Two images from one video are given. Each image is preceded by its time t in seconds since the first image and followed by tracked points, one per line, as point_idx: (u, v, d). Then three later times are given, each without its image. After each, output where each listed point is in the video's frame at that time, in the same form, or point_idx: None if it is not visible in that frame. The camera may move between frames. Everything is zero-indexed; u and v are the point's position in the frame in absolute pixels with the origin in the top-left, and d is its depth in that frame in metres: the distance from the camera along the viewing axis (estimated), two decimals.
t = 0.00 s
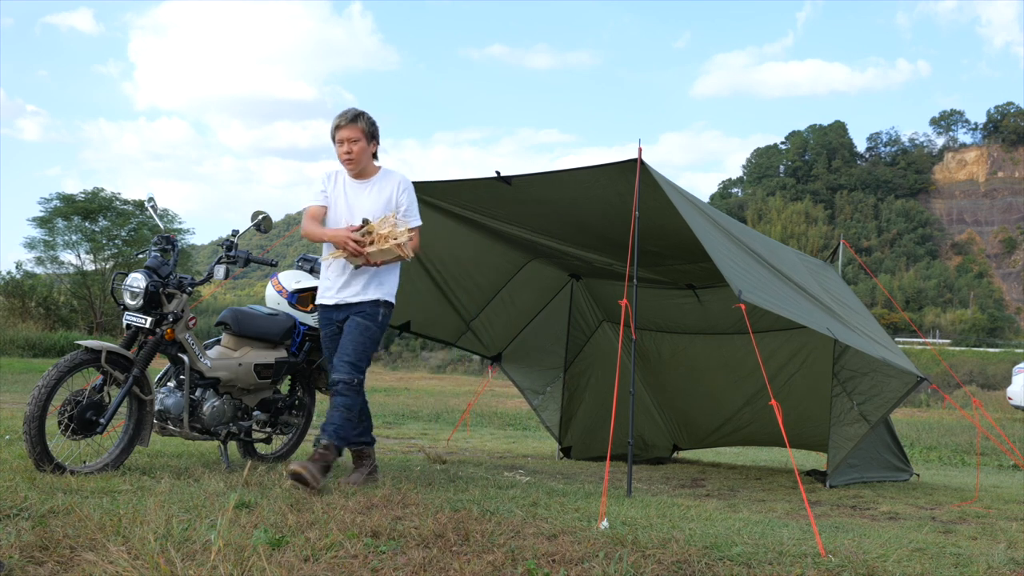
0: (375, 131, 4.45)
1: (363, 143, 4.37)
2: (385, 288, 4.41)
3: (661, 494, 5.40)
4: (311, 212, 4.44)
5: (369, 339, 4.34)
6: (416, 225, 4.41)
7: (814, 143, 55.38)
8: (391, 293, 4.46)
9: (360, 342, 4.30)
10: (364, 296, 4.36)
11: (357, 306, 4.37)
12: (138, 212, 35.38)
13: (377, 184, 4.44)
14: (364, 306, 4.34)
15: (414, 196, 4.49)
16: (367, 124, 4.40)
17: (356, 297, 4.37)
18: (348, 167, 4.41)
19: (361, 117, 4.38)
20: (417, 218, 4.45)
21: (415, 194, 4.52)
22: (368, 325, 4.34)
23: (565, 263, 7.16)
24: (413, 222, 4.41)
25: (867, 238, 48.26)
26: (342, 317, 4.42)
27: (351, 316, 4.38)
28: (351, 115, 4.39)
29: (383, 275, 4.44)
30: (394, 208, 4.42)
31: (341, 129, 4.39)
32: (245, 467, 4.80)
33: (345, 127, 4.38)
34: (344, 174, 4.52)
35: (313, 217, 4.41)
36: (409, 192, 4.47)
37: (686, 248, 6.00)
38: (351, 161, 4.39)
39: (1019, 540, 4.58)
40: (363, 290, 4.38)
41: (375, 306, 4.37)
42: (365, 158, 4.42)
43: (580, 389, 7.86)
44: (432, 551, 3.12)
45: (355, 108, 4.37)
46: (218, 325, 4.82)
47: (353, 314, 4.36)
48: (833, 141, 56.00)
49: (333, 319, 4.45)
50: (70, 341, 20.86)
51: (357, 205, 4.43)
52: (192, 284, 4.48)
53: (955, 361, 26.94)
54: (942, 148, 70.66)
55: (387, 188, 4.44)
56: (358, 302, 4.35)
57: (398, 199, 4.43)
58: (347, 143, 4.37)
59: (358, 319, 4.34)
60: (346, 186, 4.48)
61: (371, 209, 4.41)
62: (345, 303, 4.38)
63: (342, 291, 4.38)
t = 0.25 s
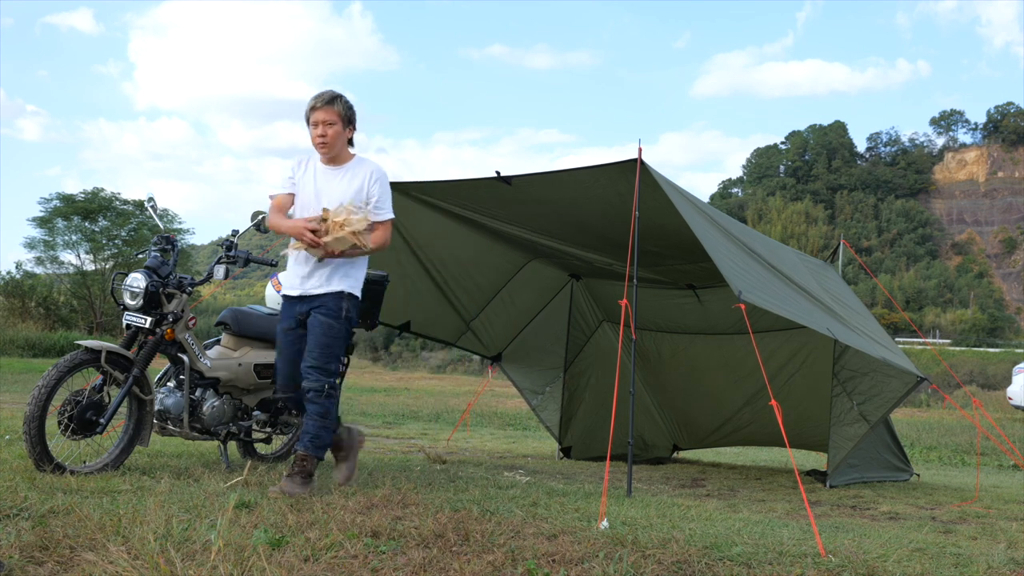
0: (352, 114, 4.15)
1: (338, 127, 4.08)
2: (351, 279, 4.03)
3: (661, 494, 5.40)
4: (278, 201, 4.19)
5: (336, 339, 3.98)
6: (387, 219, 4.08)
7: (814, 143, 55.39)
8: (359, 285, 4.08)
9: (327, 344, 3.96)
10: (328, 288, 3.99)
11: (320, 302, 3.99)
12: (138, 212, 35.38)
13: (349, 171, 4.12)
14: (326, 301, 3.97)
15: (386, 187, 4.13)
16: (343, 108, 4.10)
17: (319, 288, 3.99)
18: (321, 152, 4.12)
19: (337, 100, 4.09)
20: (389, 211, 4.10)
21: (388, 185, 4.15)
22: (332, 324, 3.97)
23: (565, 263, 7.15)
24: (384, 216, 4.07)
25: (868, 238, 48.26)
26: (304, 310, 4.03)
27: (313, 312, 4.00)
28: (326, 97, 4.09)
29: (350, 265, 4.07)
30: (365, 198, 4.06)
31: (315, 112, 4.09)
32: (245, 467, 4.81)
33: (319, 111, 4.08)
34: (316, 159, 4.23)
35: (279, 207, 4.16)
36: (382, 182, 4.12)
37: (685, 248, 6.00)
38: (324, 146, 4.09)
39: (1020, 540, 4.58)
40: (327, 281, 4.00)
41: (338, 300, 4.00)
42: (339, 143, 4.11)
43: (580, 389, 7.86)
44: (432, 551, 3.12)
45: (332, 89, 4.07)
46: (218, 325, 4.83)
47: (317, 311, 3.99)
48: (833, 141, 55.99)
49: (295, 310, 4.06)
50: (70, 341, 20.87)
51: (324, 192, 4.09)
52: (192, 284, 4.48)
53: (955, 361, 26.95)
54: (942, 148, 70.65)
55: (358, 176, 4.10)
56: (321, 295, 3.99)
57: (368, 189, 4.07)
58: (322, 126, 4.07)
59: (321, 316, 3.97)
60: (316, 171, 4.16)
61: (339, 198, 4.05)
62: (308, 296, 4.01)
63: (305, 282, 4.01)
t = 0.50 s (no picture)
0: (311, 95, 3.95)
1: (297, 108, 3.88)
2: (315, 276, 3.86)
3: (661, 495, 5.40)
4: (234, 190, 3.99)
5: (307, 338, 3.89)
6: (347, 201, 3.87)
7: (814, 143, 55.38)
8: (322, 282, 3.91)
9: (299, 346, 3.85)
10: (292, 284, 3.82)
11: (285, 303, 3.82)
12: (138, 212, 35.37)
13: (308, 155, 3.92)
14: (292, 301, 3.81)
15: (348, 169, 3.93)
16: (301, 89, 3.90)
17: (283, 283, 3.81)
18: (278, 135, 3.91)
19: (295, 81, 3.89)
20: (351, 193, 3.90)
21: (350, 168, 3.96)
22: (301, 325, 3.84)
23: (565, 263, 7.15)
24: (344, 198, 3.86)
25: (868, 238, 48.25)
26: (267, 306, 3.85)
27: (279, 313, 3.83)
28: (283, 78, 3.89)
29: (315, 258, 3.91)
30: (324, 182, 3.88)
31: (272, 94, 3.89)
32: (245, 467, 4.81)
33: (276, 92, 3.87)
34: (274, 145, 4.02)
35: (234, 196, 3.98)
36: (342, 164, 3.91)
37: (686, 248, 6.00)
38: (281, 129, 3.88)
39: (1020, 540, 4.58)
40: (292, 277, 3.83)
41: (305, 299, 3.85)
42: (299, 126, 3.92)
43: (580, 389, 7.86)
44: (432, 551, 3.12)
45: (289, 69, 3.88)
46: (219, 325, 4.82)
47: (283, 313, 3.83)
48: (833, 141, 56.00)
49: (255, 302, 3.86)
50: (70, 341, 20.87)
51: (283, 178, 3.90)
52: (192, 284, 4.49)
53: (955, 361, 26.96)
54: (942, 148, 70.65)
55: (317, 159, 3.90)
56: (285, 291, 3.82)
57: (328, 173, 3.88)
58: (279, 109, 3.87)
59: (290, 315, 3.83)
60: (275, 156, 3.96)
61: (297, 183, 3.86)
62: (270, 288, 3.81)
63: (267, 274, 3.81)
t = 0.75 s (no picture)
0: (254, 86, 3.71)
1: (240, 101, 3.66)
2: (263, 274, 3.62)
3: (660, 494, 5.40)
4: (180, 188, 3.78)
5: (257, 341, 3.63)
6: (296, 194, 3.64)
7: (814, 143, 55.38)
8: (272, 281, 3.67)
9: (250, 350, 3.60)
10: (236, 284, 3.56)
11: (232, 305, 3.55)
12: (138, 212, 35.34)
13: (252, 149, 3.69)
14: (239, 302, 3.56)
15: (296, 161, 3.69)
16: (243, 80, 3.66)
17: (226, 282, 3.55)
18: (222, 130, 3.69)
19: (237, 72, 3.66)
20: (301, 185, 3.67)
21: (300, 159, 3.72)
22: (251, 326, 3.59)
23: (565, 263, 7.16)
24: (293, 191, 3.63)
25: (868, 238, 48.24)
26: (211, 308, 3.58)
27: (224, 318, 3.56)
28: (224, 69, 3.66)
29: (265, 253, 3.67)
30: (271, 176, 3.65)
31: (213, 87, 3.66)
32: (244, 467, 4.80)
33: (217, 85, 3.65)
34: (220, 140, 3.80)
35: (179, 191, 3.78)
36: (289, 156, 3.67)
37: (686, 249, 6.00)
38: (224, 123, 3.66)
39: (1020, 540, 4.58)
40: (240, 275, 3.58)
41: (253, 297, 3.59)
42: (243, 119, 3.69)
43: (579, 389, 7.86)
44: (432, 551, 3.12)
45: (229, 60, 3.64)
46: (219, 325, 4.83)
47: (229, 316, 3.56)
48: (833, 141, 56.01)
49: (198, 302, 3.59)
50: (70, 341, 20.87)
51: (229, 174, 3.68)
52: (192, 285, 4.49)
53: (955, 361, 26.96)
54: (942, 148, 70.65)
55: (263, 153, 3.67)
56: (230, 291, 3.55)
57: (275, 166, 3.65)
58: (220, 102, 3.65)
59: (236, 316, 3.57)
60: (220, 151, 3.74)
61: (243, 180, 3.64)
62: (214, 289, 3.55)
63: (211, 273, 3.55)
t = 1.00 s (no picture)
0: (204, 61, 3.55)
1: (189, 77, 3.49)
2: (215, 252, 3.62)
3: (661, 494, 5.40)
4: (122, 166, 3.61)
5: (193, 307, 3.57)
6: (254, 173, 3.55)
7: (814, 143, 55.38)
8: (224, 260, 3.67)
9: (181, 312, 3.53)
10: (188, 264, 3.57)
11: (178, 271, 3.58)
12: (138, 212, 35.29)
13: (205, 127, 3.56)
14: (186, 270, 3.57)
15: (252, 140, 3.60)
16: (191, 55, 3.49)
17: (177, 264, 3.56)
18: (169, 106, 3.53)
19: (184, 46, 3.48)
20: (259, 165, 3.57)
21: (255, 138, 3.62)
22: (193, 288, 3.56)
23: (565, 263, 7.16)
24: (251, 171, 3.54)
25: (868, 238, 48.23)
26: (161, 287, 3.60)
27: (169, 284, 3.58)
28: (171, 43, 3.47)
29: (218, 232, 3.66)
30: (227, 155, 3.54)
31: (159, 61, 3.47)
32: (245, 467, 4.80)
33: (164, 60, 3.47)
34: (166, 116, 3.64)
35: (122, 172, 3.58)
36: (245, 134, 3.58)
37: (686, 249, 6.00)
38: (173, 99, 3.50)
39: (1020, 540, 4.58)
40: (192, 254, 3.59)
41: (202, 271, 3.60)
42: (192, 95, 3.53)
43: (579, 389, 7.86)
44: (432, 551, 3.12)
45: (176, 33, 3.46)
46: (218, 325, 4.84)
47: (176, 278, 3.57)
48: (833, 141, 56.01)
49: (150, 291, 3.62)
50: (70, 341, 20.86)
51: (179, 151, 3.55)
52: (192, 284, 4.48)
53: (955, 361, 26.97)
54: (942, 148, 70.65)
55: (216, 130, 3.55)
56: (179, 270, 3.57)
57: (231, 144, 3.54)
58: (168, 77, 3.47)
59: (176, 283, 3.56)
60: (167, 127, 3.60)
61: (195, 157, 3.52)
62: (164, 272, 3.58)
63: (161, 258, 3.57)
